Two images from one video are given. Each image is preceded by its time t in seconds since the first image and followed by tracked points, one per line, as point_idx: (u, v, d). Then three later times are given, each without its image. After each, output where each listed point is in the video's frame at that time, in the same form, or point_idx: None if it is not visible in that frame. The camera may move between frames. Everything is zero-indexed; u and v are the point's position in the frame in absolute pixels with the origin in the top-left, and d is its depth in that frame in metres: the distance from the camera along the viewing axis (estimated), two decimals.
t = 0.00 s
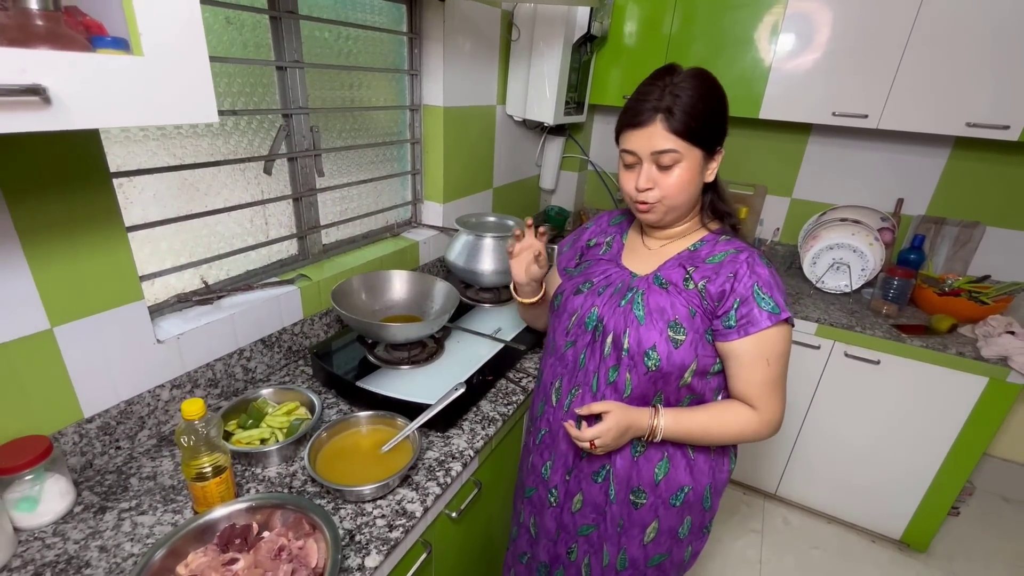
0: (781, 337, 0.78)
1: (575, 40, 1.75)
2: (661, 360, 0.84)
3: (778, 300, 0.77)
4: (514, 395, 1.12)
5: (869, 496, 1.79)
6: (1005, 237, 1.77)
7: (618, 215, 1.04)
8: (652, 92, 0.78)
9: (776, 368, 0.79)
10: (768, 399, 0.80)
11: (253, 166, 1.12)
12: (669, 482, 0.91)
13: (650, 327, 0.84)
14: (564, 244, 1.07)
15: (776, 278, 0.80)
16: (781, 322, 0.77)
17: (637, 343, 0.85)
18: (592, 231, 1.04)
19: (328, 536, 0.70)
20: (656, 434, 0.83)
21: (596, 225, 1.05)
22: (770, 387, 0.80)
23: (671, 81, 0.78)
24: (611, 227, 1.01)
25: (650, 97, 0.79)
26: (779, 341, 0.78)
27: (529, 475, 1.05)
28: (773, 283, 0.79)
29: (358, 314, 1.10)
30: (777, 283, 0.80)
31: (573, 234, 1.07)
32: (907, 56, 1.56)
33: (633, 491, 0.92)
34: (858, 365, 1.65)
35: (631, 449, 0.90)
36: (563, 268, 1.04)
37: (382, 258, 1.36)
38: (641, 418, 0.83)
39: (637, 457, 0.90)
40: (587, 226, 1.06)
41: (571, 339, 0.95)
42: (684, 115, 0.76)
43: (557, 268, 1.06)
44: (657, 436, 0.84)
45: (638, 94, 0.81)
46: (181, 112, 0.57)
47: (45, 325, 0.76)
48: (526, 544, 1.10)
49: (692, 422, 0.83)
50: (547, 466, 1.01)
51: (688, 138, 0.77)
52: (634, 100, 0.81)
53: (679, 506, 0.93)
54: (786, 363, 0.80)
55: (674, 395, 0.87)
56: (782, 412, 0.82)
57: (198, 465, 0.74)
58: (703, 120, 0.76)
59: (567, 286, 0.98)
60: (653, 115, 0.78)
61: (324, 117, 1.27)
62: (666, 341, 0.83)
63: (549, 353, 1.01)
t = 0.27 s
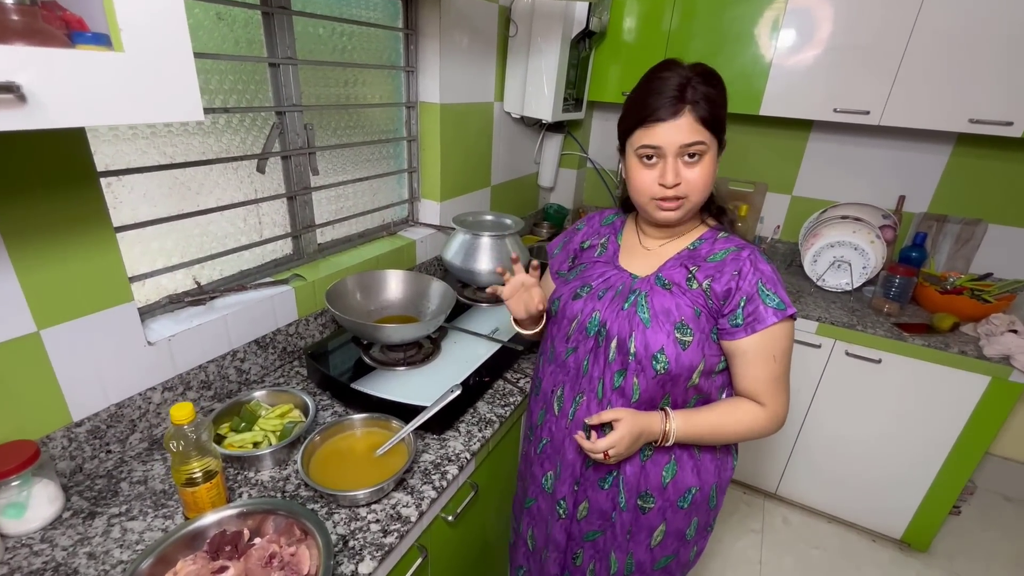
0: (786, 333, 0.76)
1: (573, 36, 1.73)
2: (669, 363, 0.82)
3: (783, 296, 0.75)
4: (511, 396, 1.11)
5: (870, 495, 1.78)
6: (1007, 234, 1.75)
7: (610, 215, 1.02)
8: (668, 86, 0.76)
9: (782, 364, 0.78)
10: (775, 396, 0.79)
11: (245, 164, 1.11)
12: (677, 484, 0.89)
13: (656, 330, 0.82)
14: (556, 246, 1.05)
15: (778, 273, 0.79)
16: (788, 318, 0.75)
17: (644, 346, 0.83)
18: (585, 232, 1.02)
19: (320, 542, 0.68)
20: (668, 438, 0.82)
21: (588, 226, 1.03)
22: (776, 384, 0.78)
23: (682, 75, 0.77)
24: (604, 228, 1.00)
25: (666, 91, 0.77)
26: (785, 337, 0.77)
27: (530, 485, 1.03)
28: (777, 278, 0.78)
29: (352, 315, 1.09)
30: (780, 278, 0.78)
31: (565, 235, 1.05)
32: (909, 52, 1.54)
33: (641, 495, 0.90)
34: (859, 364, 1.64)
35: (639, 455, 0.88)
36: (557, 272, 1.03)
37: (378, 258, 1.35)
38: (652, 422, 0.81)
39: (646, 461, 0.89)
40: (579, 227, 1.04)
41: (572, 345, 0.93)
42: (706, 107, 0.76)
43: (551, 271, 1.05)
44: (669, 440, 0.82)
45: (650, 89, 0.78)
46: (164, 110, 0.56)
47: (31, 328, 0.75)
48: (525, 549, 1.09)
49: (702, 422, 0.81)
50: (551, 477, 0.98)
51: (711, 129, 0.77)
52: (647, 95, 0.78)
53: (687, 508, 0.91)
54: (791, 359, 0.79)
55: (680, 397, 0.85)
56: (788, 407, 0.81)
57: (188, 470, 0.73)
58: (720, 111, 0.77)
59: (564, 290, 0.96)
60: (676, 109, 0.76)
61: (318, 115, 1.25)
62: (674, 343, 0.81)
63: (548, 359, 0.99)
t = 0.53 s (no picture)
0: (787, 337, 0.75)
1: (571, 35, 1.71)
2: (670, 369, 0.80)
3: (784, 298, 0.74)
4: (507, 401, 1.10)
5: (870, 498, 1.76)
6: (1008, 235, 1.74)
7: (605, 217, 1.01)
8: (659, 92, 0.75)
9: (783, 368, 0.76)
10: (776, 400, 0.77)
11: (236, 166, 1.09)
12: (677, 492, 0.88)
13: (656, 335, 0.80)
14: (549, 249, 1.03)
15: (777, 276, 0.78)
16: (789, 321, 0.74)
17: (644, 352, 0.81)
18: (580, 235, 1.00)
19: (309, 554, 0.67)
20: (669, 446, 0.80)
21: (583, 229, 1.01)
22: (776, 389, 0.77)
23: (676, 81, 0.76)
24: (599, 231, 0.98)
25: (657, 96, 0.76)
26: (786, 341, 0.75)
27: (527, 496, 1.02)
28: (778, 281, 0.77)
29: (345, 320, 1.07)
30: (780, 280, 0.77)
31: (559, 237, 1.04)
32: (910, 51, 1.53)
33: (641, 504, 0.89)
34: (859, 366, 1.62)
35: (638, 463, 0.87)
36: (551, 276, 1.01)
37: (372, 260, 1.33)
38: (653, 430, 0.79)
39: (646, 468, 0.87)
40: (573, 230, 1.02)
41: (570, 351, 0.91)
42: (697, 114, 0.74)
43: (545, 276, 1.03)
44: (669, 448, 0.80)
45: (642, 94, 0.77)
46: (142, 110, 0.54)
47: (12, 335, 0.73)
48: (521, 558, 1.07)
49: (704, 428, 0.79)
50: (548, 486, 0.97)
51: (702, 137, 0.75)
52: (638, 101, 0.77)
53: (687, 515, 0.90)
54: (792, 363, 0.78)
55: (681, 403, 0.84)
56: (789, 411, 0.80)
57: (174, 480, 0.71)
58: (713, 119, 0.75)
59: (561, 295, 0.94)
60: (665, 117, 0.75)
61: (311, 116, 1.23)
62: (674, 349, 0.80)
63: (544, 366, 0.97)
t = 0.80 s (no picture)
0: (784, 346, 0.73)
1: (567, 35, 1.70)
2: (664, 377, 0.78)
3: (781, 306, 0.72)
4: (501, 407, 1.08)
5: (870, 503, 1.75)
6: (1009, 236, 1.72)
7: (600, 220, 0.99)
8: (645, 92, 0.74)
9: (781, 378, 0.74)
10: (774, 410, 0.75)
11: (225, 168, 1.07)
12: (673, 503, 0.86)
13: (649, 343, 0.78)
14: (544, 252, 1.02)
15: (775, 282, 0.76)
16: (786, 330, 0.72)
17: (637, 360, 0.79)
18: (575, 239, 0.98)
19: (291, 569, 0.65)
20: (662, 455, 0.77)
21: (578, 232, 0.99)
22: (774, 398, 0.75)
23: (665, 81, 0.73)
24: (594, 235, 0.96)
25: (643, 97, 0.74)
26: (783, 349, 0.73)
27: (520, 505, 1.00)
28: (775, 288, 0.75)
29: (335, 325, 1.05)
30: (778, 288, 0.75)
31: (554, 241, 1.02)
32: (910, 51, 1.51)
33: (635, 515, 0.87)
34: (859, 370, 1.60)
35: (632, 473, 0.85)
36: (546, 280, 1.00)
37: (365, 264, 1.31)
38: (646, 439, 0.77)
39: (639, 478, 0.85)
40: (568, 233, 1.00)
41: (562, 357, 0.89)
42: (680, 117, 0.71)
43: (540, 279, 1.01)
44: (663, 458, 0.78)
45: (630, 94, 0.76)
46: (115, 112, 0.52)
47: None
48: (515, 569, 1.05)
49: (699, 438, 0.77)
50: (541, 496, 0.94)
51: (685, 141, 0.72)
52: (624, 100, 0.75)
53: (683, 526, 0.88)
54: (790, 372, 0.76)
55: (676, 412, 0.82)
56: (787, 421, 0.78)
57: (155, 494, 0.69)
58: (699, 122, 0.72)
59: (554, 300, 0.92)
60: (647, 117, 0.73)
61: (302, 117, 1.21)
62: (668, 357, 0.78)
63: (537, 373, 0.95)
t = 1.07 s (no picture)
0: (772, 358, 0.72)
1: (559, 38, 1.69)
2: (646, 387, 0.77)
3: (768, 317, 0.71)
4: (490, 414, 1.06)
5: (865, 508, 1.74)
6: (1003, 240, 1.71)
7: (592, 224, 0.98)
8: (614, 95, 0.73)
9: (769, 390, 0.73)
10: (761, 422, 0.74)
11: (211, 173, 1.05)
12: (659, 514, 0.85)
13: (633, 351, 0.77)
14: (535, 256, 1.01)
15: (764, 292, 0.75)
16: (773, 341, 0.71)
17: (620, 368, 0.78)
18: (565, 243, 0.98)
19: None
20: (648, 468, 0.77)
21: (569, 236, 0.98)
22: (762, 410, 0.74)
23: (635, 85, 0.72)
24: (584, 239, 0.95)
25: (612, 100, 0.73)
26: (770, 361, 0.72)
27: (506, 510, 0.98)
28: (763, 298, 0.73)
29: (321, 332, 1.04)
30: (766, 298, 0.74)
31: (545, 244, 1.01)
32: (903, 53, 1.50)
33: (621, 525, 0.86)
34: (854, 374, 1.59)
35: (617, 484, 0.84)
36: (536, 284, 0.98)
37: (355, 268, 1.30)
38: (631, 451, 0.76)
39: (624, 490, 0.84)
40: (560, 237, 0.99)
41: (548, 363, 0.88)
42: (638, 124, 0.69)
43: (531, 283, 1.00)
44: (648, 471, 0.77)
45: (603, 97, 0.75)
46: (84, 116, 0.51)
47: None
48: None
49: (683, 450, 0.76)
50: (526, 501, 0.93)
51: (642, 149, 0.70)
52: (595, 102, 0.75)
53: (669, 538, 0.87)
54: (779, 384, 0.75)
55: (661, 421, 0.81)
56: (775, 434, 0.76)
57: (131, 506, 0.67)
58: (659, 132, 0.69)
59: (541, 304, 0.92)
60: (608, 121, 0.72)
61: (290, 120, 1.20)
62: (652, 365, 0.77)
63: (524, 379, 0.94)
